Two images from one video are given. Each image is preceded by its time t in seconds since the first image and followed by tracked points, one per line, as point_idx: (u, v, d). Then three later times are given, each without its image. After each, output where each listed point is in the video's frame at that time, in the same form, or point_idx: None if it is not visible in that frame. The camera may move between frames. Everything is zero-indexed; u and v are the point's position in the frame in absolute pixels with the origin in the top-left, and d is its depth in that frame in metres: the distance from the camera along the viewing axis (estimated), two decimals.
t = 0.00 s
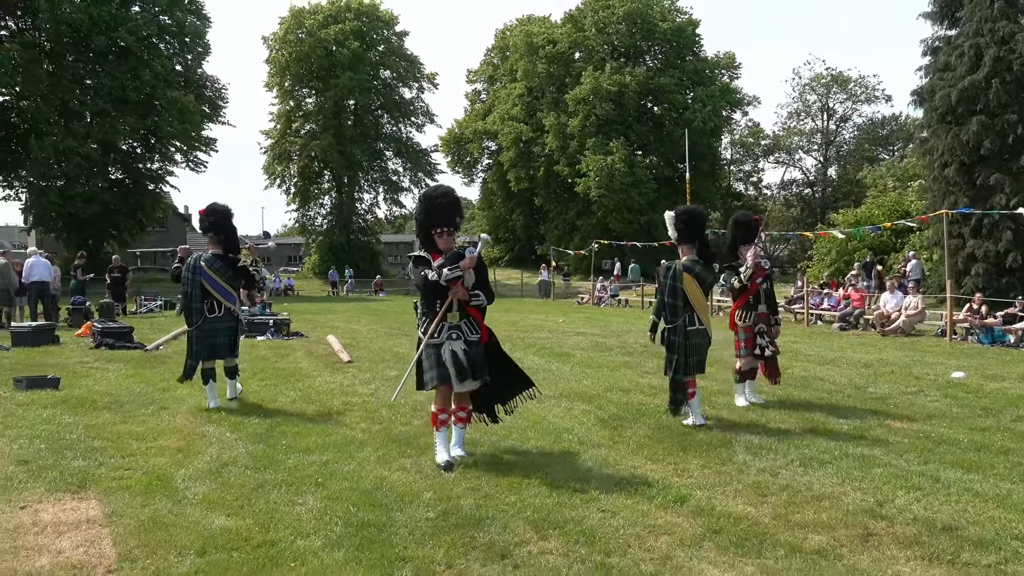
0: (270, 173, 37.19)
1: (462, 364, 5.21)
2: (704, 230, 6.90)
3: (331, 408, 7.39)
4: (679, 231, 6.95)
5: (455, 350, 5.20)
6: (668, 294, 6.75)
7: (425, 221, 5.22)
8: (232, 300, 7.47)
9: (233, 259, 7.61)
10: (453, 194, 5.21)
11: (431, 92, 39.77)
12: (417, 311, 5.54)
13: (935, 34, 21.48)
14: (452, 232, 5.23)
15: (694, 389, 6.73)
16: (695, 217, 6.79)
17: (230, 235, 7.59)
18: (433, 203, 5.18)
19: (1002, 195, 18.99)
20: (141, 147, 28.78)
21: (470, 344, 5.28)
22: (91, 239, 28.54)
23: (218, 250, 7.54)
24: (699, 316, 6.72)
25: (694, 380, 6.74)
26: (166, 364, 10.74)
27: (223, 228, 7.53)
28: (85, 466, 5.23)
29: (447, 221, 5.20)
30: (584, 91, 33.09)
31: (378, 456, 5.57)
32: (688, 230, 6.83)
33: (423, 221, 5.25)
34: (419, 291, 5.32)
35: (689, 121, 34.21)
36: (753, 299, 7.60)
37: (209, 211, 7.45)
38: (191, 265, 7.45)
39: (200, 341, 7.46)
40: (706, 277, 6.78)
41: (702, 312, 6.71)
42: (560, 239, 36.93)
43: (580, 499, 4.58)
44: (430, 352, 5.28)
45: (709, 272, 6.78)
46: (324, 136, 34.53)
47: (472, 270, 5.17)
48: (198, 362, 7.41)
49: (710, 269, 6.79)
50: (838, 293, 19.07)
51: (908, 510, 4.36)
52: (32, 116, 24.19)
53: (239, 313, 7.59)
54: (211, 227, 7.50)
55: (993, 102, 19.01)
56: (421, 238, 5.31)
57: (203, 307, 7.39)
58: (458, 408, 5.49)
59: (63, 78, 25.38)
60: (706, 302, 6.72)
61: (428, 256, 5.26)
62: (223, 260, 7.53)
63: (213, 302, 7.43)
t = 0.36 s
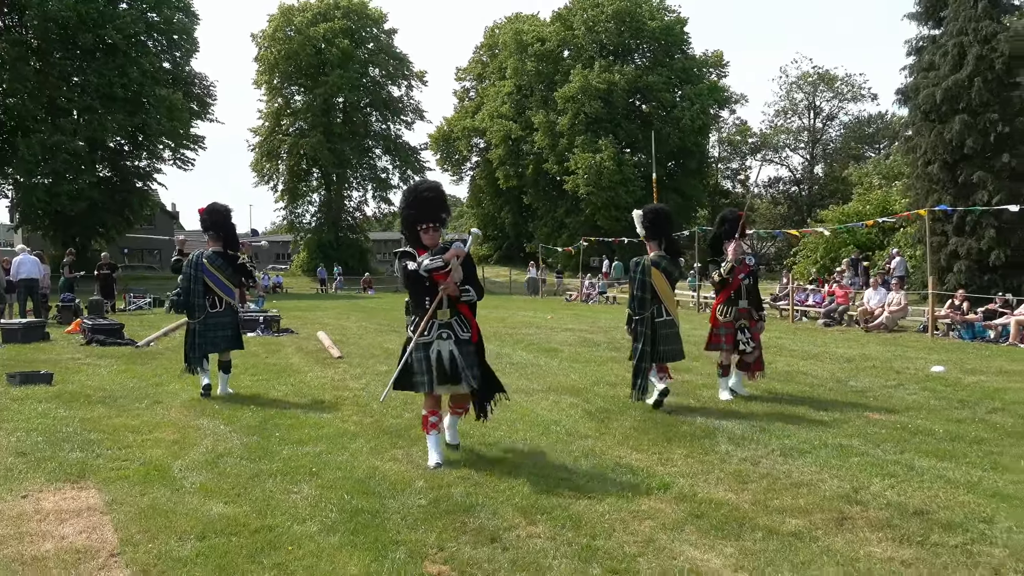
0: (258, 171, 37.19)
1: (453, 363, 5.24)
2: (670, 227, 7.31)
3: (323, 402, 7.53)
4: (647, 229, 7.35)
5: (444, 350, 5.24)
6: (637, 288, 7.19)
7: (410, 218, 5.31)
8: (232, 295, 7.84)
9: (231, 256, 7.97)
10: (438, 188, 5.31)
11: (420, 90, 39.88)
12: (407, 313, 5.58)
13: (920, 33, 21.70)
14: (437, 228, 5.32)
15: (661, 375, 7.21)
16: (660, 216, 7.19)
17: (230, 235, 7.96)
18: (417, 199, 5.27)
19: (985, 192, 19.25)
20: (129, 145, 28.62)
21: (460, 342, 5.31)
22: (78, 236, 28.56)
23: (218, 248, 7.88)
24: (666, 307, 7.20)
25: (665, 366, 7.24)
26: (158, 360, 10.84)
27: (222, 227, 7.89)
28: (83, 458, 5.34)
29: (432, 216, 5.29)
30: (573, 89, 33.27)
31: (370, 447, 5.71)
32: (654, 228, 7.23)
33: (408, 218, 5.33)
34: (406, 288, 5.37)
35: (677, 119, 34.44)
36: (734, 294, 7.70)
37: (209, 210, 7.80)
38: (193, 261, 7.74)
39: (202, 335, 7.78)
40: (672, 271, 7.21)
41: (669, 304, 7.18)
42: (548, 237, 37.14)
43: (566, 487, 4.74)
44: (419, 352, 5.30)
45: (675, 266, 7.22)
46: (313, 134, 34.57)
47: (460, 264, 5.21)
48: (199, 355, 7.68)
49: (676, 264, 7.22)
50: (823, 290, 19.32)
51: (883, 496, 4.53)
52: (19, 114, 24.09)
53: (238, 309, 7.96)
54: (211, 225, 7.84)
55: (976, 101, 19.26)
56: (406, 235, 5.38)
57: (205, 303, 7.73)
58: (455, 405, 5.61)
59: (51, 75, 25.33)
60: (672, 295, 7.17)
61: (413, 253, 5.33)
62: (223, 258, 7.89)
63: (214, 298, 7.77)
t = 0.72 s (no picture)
0: (249, 167, 37.18)
1: (451, 366, 5.08)
2: (641, 227, 7.61)
3: (320, 397, 7.68)
4: (620, 229, 7.67)
5: (441, 352, 5.10)
6: (611, 285, 7.52)
7: (410, 217, 5.21)
8: (231, 292, 7.96)
9: (228, 255, 8.12)
10: (439, 187, 5.19)
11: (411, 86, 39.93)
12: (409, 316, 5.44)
13: (907, 32, 21.93)
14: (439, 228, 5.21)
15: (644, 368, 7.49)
16: (632, 217, 7.47)
17: (227, 235, 8.15)
18: (418, 198, 5.16)
19: (971, 190, 19.47)
20: (120, 141, 28.44)
21: (460, 344, 5.17)
22: (69, 232, 28.58)
23: (216, 247, 8.08)
24: (638, 303, 7.49)
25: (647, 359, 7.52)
26: (155, 356, 10.96)
27: (220, 228, 8.12)
28: (87, 452, 5.47)
29: (433, 215, 5.19)
30: (564, 85, 33.39)
31: (368, 441, 5.86)
32: (626, 229, 7.55)
33: (408, 216, 5.23)
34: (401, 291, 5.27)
35: (668, 116, 34.62)
36: (729, 293, 7.79)
37: (206, 211, 8.02)
38: (192, 261, 7.86)
39: (203, 333, 7.92)
40: (644, 269, 7.53)
41: (640, 300, 7.47)
42: (540, 233, 37.28)
43: (558, 478, 4.90)
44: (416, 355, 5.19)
45: (646, 263, 7.52)
46: (305, 131, 34.60)
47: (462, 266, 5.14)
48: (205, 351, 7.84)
49: (648, 262, 7.53)
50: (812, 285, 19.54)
51: (863, 486, 4.71)
52: (9, 110, 24.07)
53: (237, 305, 8.10)
54: (209, 227, 8.07)
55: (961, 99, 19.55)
56: (406, 235, 5.28)
57: (206, 301, 7.88)
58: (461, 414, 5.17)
59: (41, 71, 25.29)
60: (644, 291, 7.46)
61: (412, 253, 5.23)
62: (220, 257, 8.03)
63: (214, 296, 7.92)
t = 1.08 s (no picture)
0: (263, 169, 37.44)
1: (470, 367, 4.97)
2: (632, 225, 7.98)
3: (333, 395, 7.84)
4: (612, 226, 8.07)
5: (463, 353, 4.98)
6: (598, 279, 7.93)
7: (435, 213, 5.03)
8: (242, 291, 8.16)
9: (241, 256, 8.30)
10: (466, 182, 5.01)
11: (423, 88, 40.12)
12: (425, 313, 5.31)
13: (917, 29, 21.88)
14: (464, 226, 5.04)
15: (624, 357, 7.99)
16: (621, 216, 7.84)
17: (241, 236, 8.34)
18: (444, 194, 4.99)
19: (982, 187, 19.45)
20: (135, 144, 28.83)
21: (480, 346, 5.06)
22: (85, 235, 28.91)
23: (230, 249, 8.26)
24: (624, 297, 7.90)
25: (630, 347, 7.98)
26: (172, 356, 11.17)
27: (234, 231, 8.32)
28: (109, 447, 5.66)
29: (460, 213, 4.99)
30: (575, 85, 33.50)
31: (380, 436, 6.02)
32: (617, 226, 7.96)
33: (433, 213, 5.05)
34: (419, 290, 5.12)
35: (679, 114, 34.65)
36: (753, 289, 7.90)
37: (220, 215, 8.22)
38: (205, 261, 8.07)
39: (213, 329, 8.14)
40: (631, 265, 7.90)
41: (627, 295, 7.87)
42: (552, 232, 37.40)
43: (564, 471, 5.03)
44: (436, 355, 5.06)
45: (633, 260, 7.87)
46: (318, 132, 34.83)
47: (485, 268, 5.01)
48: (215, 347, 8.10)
49: (635, 258, 7.89)
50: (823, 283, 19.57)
51: (862, 477, 4.82)
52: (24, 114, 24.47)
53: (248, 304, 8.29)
54: (223, 230, 8.27)
55: (971, 96, 19.60)
56: (429, 231, 5.11)
57: (217, 300, 8.10)
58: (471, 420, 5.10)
59: (56, 75, 25.59)
60: (631, 288, 7.86)
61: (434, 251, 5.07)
62: (233, 257, 8.21)
63: (225, 294, 8.11)
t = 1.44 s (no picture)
0: (271, 167, 37.64)
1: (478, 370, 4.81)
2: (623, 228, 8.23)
3: (340, 390, 8.01)
4: (605, 230, 8.31)
5: (472, 356, 4.81)
6: (590, 279, 8.20)
7: (441, 211, 4.93)
8: (251, 287, 8.32)
9: (251, 251, 8.46)
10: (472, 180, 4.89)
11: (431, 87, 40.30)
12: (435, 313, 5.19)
13: (923, 30, 21.94)
14: (472, 225, 4.91)
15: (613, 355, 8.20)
16: (614, 219, 8.08)
17: (252, 232, 8.48)
18: (448, 192, 4.88)
19: (986, 189, 19.51)
20: (144, 142, 29.04)
21: (490, 349, 4.88)
22: (94, 232, 29.11)
23: (242, 245, 8.43)
24: (617, 297, 8.16)
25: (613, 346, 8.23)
26: (181, 351, 11.35)
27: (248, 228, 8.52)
28: (122, 439, 5.83)
29: (465, 210, 4.87)
30: (582, 85, 33.64)
31: (385, 430, 6.18)
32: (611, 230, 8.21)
33: (438, 211, 4.95)
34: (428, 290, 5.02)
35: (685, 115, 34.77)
36: (766, 290, 7.92)
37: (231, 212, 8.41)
38: (216, 257, 8.26)
39: (223, 323, 8.34)
40: (622, 267, 8.15)
41: (619, 295, 8.13)
42: (558, 232, 37.52)
43: (564, 464, 5.18)
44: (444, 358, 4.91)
45: (625, 261, 8.14)
46: (326, 130, 35.03)
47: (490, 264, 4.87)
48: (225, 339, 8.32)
49: (626, 260, 8.15)
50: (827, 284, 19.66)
51: (854, 471, 4.96)
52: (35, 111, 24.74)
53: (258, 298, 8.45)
54: (234, 226, 8.46)
55: (975, 98, 19.68)
56: (437, 230, 4.99)
57: (227, 294, 8.29)
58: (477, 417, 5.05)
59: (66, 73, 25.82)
60: (623, 289, 8.08)
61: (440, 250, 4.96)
62: (243, 253, 8.37)
63: (234, 289, 8.30)
